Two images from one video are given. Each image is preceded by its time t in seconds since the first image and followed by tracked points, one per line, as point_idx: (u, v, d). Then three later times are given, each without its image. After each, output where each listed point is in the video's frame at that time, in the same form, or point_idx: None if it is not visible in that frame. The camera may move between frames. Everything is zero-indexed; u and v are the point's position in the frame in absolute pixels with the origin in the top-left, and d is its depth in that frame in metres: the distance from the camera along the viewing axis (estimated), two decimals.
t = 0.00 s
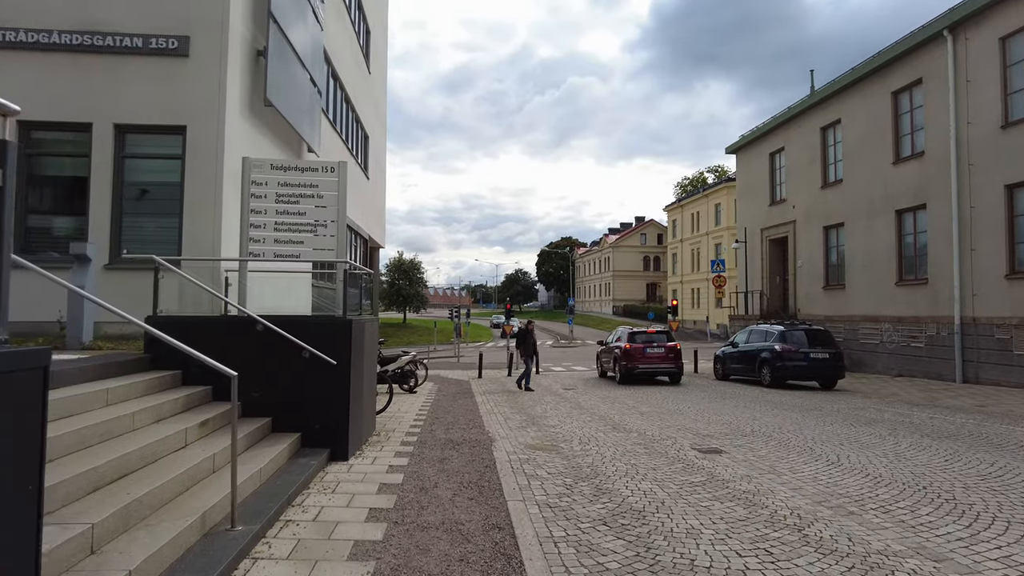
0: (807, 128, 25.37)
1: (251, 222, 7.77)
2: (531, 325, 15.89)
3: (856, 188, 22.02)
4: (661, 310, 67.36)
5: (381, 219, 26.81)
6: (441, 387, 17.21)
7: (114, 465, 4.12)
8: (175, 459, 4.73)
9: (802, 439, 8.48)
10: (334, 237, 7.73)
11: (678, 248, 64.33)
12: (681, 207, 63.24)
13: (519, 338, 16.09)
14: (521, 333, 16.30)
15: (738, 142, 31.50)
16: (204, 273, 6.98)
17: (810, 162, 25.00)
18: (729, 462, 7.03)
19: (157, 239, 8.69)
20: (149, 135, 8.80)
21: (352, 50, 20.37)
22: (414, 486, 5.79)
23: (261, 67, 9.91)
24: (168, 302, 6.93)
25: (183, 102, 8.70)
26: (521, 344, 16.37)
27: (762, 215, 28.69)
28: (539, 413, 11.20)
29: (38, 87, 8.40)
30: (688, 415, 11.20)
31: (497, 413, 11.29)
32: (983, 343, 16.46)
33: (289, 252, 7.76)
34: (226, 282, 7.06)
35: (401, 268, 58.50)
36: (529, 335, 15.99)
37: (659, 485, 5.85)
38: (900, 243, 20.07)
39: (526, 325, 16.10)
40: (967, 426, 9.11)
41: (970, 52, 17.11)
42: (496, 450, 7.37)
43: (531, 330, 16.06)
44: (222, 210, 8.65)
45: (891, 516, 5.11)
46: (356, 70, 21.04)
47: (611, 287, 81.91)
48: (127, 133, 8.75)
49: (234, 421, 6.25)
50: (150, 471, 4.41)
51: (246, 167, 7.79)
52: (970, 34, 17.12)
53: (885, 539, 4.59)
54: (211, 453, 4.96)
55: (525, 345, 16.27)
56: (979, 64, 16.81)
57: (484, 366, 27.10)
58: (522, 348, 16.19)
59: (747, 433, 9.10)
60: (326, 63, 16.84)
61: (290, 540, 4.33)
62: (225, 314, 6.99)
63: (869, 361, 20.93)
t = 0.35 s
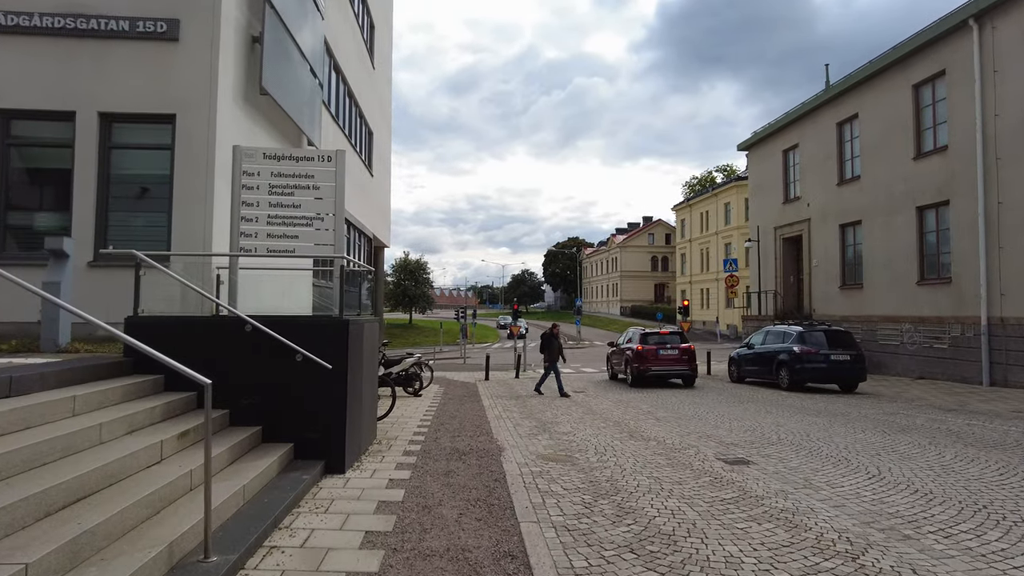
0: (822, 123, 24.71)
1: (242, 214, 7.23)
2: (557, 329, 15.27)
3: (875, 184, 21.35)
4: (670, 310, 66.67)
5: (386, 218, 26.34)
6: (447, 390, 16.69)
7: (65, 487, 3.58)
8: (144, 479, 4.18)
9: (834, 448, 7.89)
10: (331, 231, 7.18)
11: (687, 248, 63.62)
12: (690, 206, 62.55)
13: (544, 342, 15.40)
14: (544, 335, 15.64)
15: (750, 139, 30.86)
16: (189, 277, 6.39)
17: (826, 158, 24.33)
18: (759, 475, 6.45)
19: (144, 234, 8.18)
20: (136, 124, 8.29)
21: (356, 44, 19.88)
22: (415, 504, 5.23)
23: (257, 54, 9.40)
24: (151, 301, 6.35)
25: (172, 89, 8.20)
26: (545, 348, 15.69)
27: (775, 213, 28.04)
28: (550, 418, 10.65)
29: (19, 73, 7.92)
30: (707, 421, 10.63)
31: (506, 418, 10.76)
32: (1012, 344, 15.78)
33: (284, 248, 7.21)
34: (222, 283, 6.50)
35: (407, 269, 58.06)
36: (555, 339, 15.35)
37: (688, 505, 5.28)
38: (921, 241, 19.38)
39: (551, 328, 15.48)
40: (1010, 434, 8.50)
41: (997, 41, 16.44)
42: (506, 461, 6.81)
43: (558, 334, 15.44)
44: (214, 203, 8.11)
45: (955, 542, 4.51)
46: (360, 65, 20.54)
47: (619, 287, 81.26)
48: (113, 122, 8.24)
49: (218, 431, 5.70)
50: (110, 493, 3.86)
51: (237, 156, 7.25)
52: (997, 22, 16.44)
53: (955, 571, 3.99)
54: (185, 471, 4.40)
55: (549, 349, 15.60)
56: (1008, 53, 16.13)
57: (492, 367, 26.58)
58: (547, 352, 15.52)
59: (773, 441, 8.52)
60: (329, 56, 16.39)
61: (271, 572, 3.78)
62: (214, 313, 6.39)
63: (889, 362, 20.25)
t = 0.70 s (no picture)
0: (834, 122, 24.14)
1: (230, 211, 6.74)
2: (583, 332, 14.66)
3: (890, 184, 20.76)
4: (676, 313, 66.03)
5: (390, 219, 25.88)
6: (451, 396, 16.17)
7: (0, 526, 3.07)
8: (104, 509, 3.67)
9: (867, 462, 7.35)
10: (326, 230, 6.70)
11: (694, 250, 62.99)
12: (697, 208, 61.99)
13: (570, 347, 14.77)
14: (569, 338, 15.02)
15: (760, 139, 30.29)
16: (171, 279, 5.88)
17: (839, 157, 23.77)
18: (790, 496, 5.91)
19: (128, 234, 7.70)
20: (122, 117, 7.81)
21: (358, 41, 19.45)
22: (415, 532, 4.71)
23: (251, 44, 8.93)
24: (131, 305, 5.85)
25: (159, 80, 7.72)
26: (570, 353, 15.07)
27: (786, 214, 27.48)
28: (559, 428, 10.13)
29: None
30: (725, 432, 10.09)
31: (513, 428, 10.24)
32: None
33: (275, 247, 6.71)
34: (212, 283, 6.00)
35: (411, 271, 57.59)
36: (581, 342, 14.74)
37: (720, 534, 4.73)
38: (940, 242, 18.78)
39: (576, 332, 14.88)
40: None
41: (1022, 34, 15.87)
42: (515, 479, 6.29)
43: (584, 337, 14.84)
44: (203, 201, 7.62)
45: None
46: (362, 62, 20.10)
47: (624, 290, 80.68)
48: (96, 114, 7.76)
49: (200, 449, 5.20)
50: (61, 530, 3.36)
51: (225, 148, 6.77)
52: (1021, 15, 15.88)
53: None
54: (152, 501, 3.90)
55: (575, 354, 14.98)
56: None
57: (497, 372, 26.06)
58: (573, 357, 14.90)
59: (798, 454, 7.98)
60: (331, 52, 15.93)
61: None
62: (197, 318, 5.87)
63: (905, 368, 19.63)
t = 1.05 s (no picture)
0: (844, 117, 23.60)
1: (207, 201, 6.22)
2: (609, 335, 14.14)
3: (903, 180, 20.20)
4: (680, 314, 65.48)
5: (389, 217, 25.37)
6: (450, 399, 15.65)
7: None
8: (37, 538, 3.15)
9: (896, 472, 6.82)
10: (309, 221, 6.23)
11: (697, 250, 62.45)
12: (700, 208, 61.47)
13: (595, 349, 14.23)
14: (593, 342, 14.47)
15: (766, 136, 29.74)
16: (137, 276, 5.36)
17: (848, 153, 23.21)
18: (819, 513, 5.39)
19: (101, 227, 7.19)
20: (94, 101, 7.27)
21: (357, 34, 18.98)
22: (405, 557, 4.18)
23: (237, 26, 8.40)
24: (94, 303, 5.32)
25: (134, 61, 7.18)
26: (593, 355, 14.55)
27: (793, 213, 26.95)
28: (563, 433, 9.61)
29: None
30: (739, 438, 9.55)
31: (515, 433, 9.71)
32: None
33: (256, 240, 6.20)
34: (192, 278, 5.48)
35: (412, 272, 57.08)
36: (606, 346, 14.20)
37: (749, 559, 4.21)
38: (955, 239, 18.21)
39: (602, 335, 14.34)
40: None
41: None
42: (516, 493, 5.76)
43: (610, 341, 14.31)
44: (182, 193, 7.12)
45: None
46: (360, 56, 19.61)
47: (627, 290, 80.12)
48: (67, 98, 7.22)
49: (166, 463, 4.68)
50: None
51: (201, 131, 6.23)
52: None
53: None
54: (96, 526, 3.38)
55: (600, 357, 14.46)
56: None
57: (498, 374, 25.50)
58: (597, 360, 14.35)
59: (821, 462, 7.45)
60: (327, 43, 15.41)
61: None
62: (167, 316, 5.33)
63: (919, 369, 19.04)
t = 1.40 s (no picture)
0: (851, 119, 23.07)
1: (174, 196, 5.63)
2: (636, 344, 13.55)
3: (916, 183, 19.64)
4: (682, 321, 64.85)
5: (386, 222, 24.78)
6: (447, 410, 15.01)
7: None
8: None
9: (933, 494, 6.21)
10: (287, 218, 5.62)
11: (699, 256, 61.92)
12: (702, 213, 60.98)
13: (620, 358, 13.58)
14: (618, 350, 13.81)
15: (771, 139, 29.23)
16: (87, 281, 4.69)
17: (857, 156, 22.67)
18: (859, 546, 4.77)
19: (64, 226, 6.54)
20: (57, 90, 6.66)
21: (353, 34, 18.48)
22: None
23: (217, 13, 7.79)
24: (41, 308, 4.70)
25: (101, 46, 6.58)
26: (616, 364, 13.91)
27: (800, 217, 26.38)
28: (566, 449, 9.00)
29: None
30: (755, 453, 8.92)
31: (515, 448, 9.09)
32: None
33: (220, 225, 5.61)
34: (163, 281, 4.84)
35: (411, 278, 56.57)
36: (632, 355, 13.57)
37: None
38: (971, 243, 17.61)
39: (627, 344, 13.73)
40: None
41: None
42: (516, 523, 5.13)
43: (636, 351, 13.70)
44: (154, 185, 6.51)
45: None
46: (356, 55, 19.09)
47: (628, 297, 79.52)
48: (27, 86, 6.60)
49: (110, 495, 4.04)
50: None
51: (168, 119, 5.64)
52: None
53: None
54: None
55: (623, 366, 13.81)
56: None
57: (498, 382, 24.83)
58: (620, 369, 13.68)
59: (849, 483, 6.84)
60: (322, 40, 14.91)
61: None
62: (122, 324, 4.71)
63: (933, 378, 18.40)
